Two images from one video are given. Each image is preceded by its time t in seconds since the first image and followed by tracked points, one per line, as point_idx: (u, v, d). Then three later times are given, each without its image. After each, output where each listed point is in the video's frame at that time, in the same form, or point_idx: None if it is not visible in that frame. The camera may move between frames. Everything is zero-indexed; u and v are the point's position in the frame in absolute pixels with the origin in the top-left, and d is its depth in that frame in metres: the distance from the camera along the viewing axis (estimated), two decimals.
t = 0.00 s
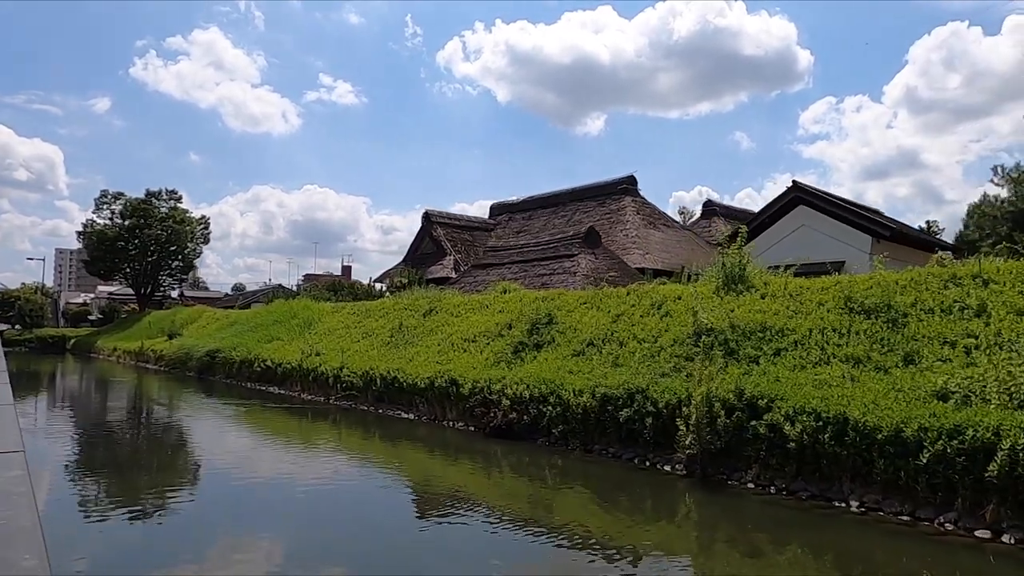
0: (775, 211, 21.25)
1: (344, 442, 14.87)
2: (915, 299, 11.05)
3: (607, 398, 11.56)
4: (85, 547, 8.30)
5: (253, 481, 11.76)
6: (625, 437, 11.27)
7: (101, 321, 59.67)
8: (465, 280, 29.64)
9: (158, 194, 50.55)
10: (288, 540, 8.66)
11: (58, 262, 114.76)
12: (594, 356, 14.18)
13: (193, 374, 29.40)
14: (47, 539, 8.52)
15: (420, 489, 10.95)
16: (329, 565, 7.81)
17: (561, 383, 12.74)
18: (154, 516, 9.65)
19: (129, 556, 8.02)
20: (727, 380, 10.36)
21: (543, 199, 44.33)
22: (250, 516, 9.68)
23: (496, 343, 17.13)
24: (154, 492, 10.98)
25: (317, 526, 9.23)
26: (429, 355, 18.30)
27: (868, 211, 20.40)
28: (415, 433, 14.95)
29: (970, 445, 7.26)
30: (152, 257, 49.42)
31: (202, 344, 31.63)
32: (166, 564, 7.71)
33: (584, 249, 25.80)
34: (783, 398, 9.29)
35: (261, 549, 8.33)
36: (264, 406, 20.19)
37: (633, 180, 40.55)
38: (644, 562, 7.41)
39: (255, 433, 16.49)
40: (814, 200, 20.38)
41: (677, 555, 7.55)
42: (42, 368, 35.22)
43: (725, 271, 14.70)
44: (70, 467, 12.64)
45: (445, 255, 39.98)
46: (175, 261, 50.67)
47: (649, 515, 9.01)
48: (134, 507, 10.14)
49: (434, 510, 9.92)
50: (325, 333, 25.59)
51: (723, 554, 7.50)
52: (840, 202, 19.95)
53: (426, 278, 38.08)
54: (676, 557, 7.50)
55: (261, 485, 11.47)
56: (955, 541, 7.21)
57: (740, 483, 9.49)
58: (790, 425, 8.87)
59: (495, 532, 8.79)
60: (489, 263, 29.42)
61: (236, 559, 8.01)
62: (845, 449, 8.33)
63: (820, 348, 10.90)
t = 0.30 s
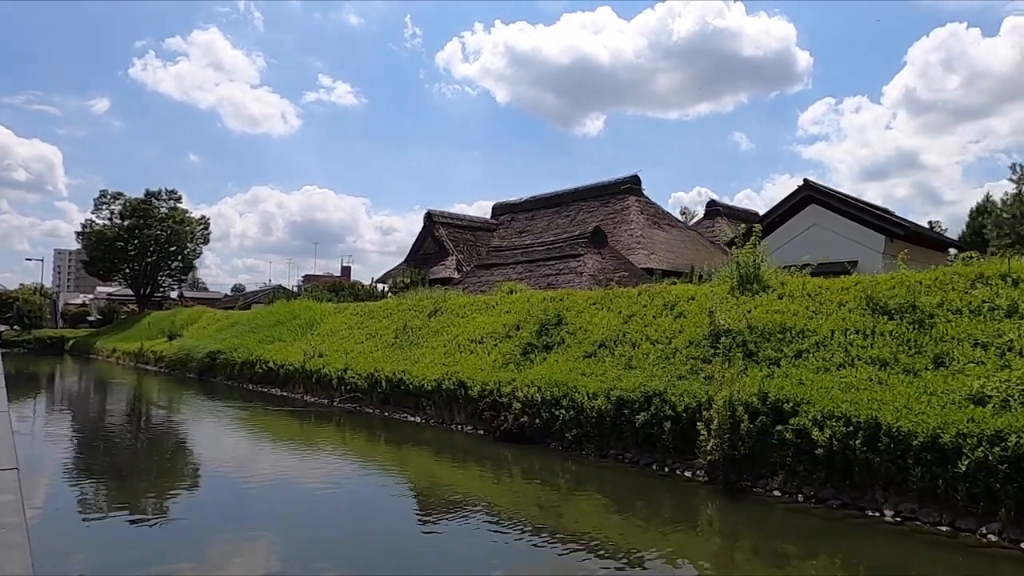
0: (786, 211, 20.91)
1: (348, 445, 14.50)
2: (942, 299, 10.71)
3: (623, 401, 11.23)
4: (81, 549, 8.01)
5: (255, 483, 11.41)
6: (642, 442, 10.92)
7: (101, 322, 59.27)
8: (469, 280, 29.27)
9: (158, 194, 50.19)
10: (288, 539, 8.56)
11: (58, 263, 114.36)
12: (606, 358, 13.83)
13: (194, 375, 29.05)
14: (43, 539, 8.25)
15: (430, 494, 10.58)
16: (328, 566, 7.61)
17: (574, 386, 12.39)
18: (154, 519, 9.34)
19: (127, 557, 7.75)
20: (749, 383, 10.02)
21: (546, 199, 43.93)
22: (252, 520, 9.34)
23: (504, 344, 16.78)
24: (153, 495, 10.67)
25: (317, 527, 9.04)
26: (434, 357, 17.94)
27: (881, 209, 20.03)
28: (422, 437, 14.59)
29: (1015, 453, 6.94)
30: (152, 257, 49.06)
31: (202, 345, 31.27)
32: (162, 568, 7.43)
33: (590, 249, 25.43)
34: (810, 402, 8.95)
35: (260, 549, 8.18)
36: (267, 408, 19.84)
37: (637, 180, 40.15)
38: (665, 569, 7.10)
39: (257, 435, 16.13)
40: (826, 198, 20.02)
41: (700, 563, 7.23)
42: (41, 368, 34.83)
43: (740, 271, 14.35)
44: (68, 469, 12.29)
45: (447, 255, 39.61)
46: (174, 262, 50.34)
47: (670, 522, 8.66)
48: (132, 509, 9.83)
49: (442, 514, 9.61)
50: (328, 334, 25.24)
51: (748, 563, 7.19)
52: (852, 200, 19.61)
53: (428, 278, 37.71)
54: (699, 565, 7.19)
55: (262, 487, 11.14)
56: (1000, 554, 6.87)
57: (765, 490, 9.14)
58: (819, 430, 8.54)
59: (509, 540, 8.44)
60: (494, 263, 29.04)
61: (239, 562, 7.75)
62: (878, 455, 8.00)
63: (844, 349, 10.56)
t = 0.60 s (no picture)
0: (799, 209, 20.59)
1: (356, 447, 14.19)
2: (971, 298, 10.41)
3: (642, 403, 10.92)
4: (79, 549, 7.70)
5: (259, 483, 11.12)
6: (662, 445, 10.61)
7: (101, 323, 58.93)
8: (474, 279, 28.93)
9: (159, 194, 49.90)
10: (287, 538, 8.30)
11: (58, 264, 114.03)
12: (621, 358, 13.53)
13: (196, 376, 28.74)
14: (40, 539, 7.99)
15: (443, 496, 10.27)
16: (328, 567, 7.37)
17: (590, 387, 12.08)
18: (155, 519, 9.06)
19: (128, 558, 7.50)
20: (774, 384, 9.72)
21: (550, 198, 43.56)
22: (259, 521, 9.03)
23: (514, 344, 16.48)
24: (155, 495, 10.38)
25: (317, 527, 8.79)
26: (443, 357, 17.62)
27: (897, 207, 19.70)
28: (432, 439, 14.28)
29: None
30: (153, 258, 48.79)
31: (204, 346, 30.94)
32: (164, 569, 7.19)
33: (597, 248, 25.10)
34: (841, 403, 8.65)
35: (259, 548, 7.94)
36: (271, 409, 19.53)
37: (642, 179, 39.81)
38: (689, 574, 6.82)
39: (262, 436, 15.83)
40: (839, 196, 19.69)
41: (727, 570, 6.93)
42: (42, 369, 34.52)
43: (757, 270, 14.05)
44: (70, 470, 11.99)
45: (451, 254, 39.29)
46: (175, 262, 50.05)
47: (694, 528, 8.36)
48: (132, 509, 9.55)
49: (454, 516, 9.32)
50: (332, 334, 24.93)
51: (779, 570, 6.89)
52: (867, 198, 19.28)
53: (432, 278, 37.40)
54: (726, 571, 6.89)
55: (266, 487, 10.85)
56: None
57: (794, 495, 8.83)
58: (851, 433, 8.24)
59: (529, 544, 8.13)
60: (499, 262, 28.69)
61: (244, 565, 7.46)
62: (916, 460, 7.69)
63: (871, 349, 10.25)
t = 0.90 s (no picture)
0: (811, 209, 20.28)
1: (364, 451, 13.91)
2: (1002, 301, 10.11)
3: (662, 408, 10.62)
4: (78, 550, 7.47)
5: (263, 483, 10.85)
6: (685, 451, 10.31)
7: (103, 325, 58.66)
8: (480, 281, 28.63)
9: (161, 195, 49.70)
10: (289, 537, 8.07)
11: (59, 266, 113.84)
12: (637, 361, 13.24)
13: (200, 379, 28.45)
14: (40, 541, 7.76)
15: (457, 501, 9.98)
16: (327, 567, 7.15)
17: (607, 391, 11.79)
18: (155, 519, 8.83)
19: (130, 559, 7.27)
20: (801, 389, 9.42)
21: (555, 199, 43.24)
22: (259, 520, 8.80)
23: (526, 347, 16.19)
24: (157, 497, 10.13)
25: (317, 526, 8.55)
26: (452, 360, 17.34)
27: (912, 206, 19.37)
28: (443, 444, 14.00)
29: None
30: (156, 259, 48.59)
31: (208, 348, 30.68)
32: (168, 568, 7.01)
33: (606, 249, 24.80)
34: (873, 409, 8.35)
35: (261, 547, 7.73)
36: (277, 413, 19.26)
37: (648, 179, 39.49)
38: None
39: (267, 440, 15.54)
40: (853, 196, 19.37)
41: None
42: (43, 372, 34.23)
43: (774, 271, 13.75)
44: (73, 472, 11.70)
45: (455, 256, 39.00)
46: (178, 263, 49.83)
47: (719, 536, 8.08)
48: (134, 511, 9.30)
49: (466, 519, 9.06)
50: (338, 337, 24.66)
51: None
52: (881, 197, 18.95)
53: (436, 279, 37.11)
54: None
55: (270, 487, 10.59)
56: None
57: (825, 504, 8.54)
58: (886, 441, 7.94)
59: (548, 551, 7.83)
60: (506, 264, 28.39)
61: (246, 566, 7.23)
62: (956, 468, 7.39)
63: (899, 352, 9.95)
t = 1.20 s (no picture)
0: (824, 205, 19.93)
1: (373, 452, 13.59)
2: None
3: (682, 408, 10.31)
4: (75, 552, 7.20)
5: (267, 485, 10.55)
6: (707, 453, 10.00)
7: (103, 326, 58.30)
8: (485, 280, 28.28)
9: (161, 195, 49.39)
10: (289, 537, 7.77)
11: (59, 266, 113.52)
12: (652, 360, 12.92)
13: (202, 380, 28.13)
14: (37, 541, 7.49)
15: (470, 504, 9.67)
16: (328, 568, 6.89)
17: (624, 390, 11.47)
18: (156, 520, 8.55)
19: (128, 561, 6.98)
20: (829, 389, 9.12)
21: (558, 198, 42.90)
22: (261, 521, 8.52)
23: (536, 346, 15.88)
24: (159, 498, 9.84)
25: (318, 527, 8.27)
26: (460, 360, 17.00)
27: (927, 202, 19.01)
28: (453, 445, 13.69)
29: None
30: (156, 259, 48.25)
31: (210, 348, 30.35)
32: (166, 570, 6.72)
33: (614, 247, 24.46)
34: (908, 410, 8.03)
35: (261, 548, 7.45)
36: (281, 414, 18.94)
37: (652, 177, 39.14)
38: None
39: (272, 441, 15.22)
40: (867, 192, 19.03)
41: None
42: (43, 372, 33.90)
43: (792, 268, 13.43)
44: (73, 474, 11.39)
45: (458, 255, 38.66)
46: (178, 263, 49.49)
47: (747, 541, 7.77)
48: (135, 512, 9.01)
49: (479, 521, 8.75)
50: (342, 336, 24.35)
51: None
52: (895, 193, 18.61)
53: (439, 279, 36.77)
54: None
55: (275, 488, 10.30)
56: None
57: (858, 508, 8.22)
58: (923, 443, 7.62)
59: (564, 554, 7.54)
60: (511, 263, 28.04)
61: (247, 566, 6.97)
62: (998, 471, 7.09)
63: (928, 351, 9.63)
